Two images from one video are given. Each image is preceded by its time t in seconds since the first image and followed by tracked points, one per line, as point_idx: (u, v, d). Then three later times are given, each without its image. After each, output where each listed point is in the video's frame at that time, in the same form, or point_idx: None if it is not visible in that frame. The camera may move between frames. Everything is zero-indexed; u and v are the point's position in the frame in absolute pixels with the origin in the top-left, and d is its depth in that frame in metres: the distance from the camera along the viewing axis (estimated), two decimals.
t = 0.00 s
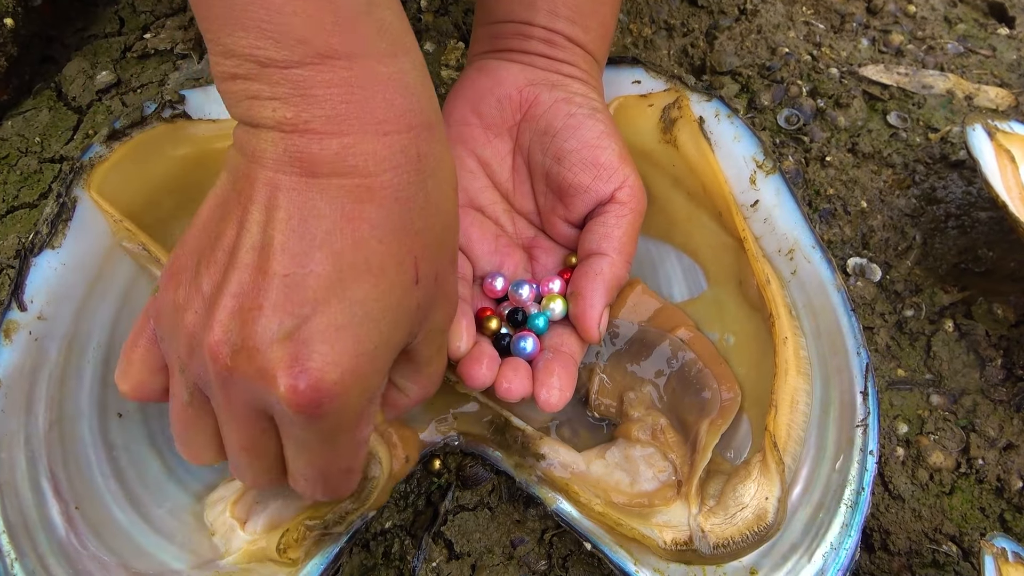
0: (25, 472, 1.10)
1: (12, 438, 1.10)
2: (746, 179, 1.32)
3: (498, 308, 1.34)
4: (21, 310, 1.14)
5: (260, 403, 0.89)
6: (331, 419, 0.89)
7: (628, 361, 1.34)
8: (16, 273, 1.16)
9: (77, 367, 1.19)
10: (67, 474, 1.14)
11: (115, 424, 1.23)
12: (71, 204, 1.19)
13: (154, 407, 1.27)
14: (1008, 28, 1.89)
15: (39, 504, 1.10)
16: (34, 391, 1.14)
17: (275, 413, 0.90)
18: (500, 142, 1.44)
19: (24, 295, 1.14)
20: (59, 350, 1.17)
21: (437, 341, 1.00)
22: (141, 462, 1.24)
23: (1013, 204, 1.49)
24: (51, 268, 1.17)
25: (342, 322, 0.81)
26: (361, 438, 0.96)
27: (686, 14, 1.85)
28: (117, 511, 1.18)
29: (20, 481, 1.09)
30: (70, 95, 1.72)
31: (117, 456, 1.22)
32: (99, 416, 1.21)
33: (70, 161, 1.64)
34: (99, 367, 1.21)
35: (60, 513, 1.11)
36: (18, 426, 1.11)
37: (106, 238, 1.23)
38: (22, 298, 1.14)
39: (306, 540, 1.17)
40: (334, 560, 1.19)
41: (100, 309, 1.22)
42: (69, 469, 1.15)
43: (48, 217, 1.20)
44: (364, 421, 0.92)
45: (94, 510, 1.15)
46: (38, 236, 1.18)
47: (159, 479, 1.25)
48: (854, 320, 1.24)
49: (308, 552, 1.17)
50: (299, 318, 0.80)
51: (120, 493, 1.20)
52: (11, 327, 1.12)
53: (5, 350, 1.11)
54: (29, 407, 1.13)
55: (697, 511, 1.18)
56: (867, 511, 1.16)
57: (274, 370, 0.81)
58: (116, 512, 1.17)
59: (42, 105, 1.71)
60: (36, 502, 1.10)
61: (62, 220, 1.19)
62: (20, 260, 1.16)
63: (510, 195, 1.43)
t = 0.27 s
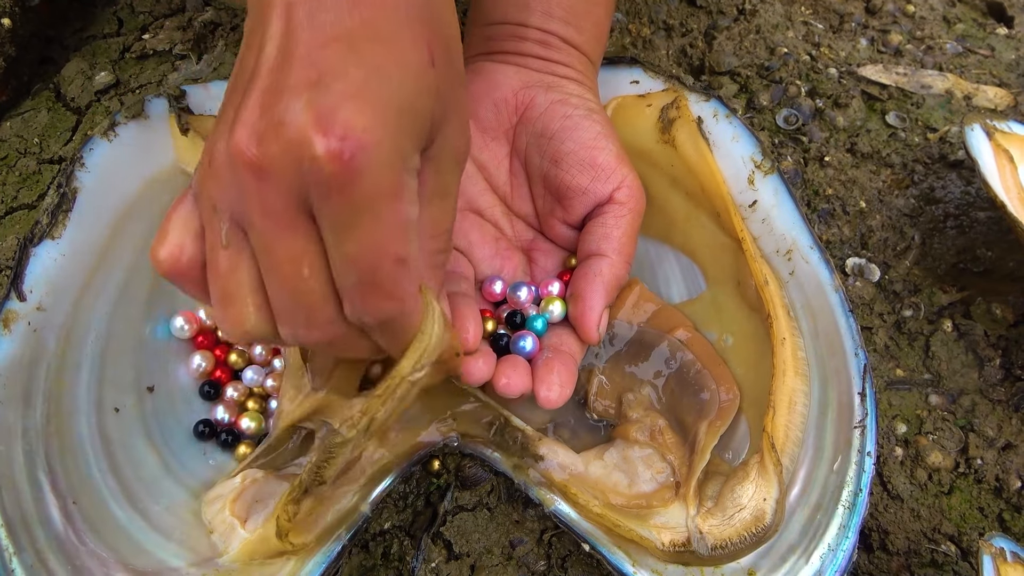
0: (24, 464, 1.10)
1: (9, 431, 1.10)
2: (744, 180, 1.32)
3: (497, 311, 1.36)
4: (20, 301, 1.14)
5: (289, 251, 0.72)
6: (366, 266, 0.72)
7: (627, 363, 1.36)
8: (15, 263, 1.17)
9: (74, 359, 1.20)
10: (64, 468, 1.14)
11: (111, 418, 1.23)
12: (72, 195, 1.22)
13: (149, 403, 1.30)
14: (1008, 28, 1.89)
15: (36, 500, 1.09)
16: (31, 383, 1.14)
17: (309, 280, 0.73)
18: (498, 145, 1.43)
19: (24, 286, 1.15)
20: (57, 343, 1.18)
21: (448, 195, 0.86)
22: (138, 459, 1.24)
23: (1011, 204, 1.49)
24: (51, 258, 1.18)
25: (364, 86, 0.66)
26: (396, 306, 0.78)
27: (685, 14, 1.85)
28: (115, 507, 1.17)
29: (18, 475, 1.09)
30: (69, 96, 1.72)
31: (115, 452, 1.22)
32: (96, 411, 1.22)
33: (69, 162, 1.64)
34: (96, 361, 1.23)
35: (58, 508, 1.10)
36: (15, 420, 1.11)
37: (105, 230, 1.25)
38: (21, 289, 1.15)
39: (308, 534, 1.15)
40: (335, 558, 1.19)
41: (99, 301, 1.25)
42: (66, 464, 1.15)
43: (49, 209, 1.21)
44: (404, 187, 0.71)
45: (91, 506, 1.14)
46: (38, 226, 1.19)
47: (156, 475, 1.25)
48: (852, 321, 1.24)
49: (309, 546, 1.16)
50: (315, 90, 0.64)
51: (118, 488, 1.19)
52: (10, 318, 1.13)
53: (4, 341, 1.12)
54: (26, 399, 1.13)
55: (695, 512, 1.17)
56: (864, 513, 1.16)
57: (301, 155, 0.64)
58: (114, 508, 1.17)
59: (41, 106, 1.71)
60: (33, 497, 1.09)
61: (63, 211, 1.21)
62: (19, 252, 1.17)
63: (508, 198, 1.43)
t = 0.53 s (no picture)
0: (23, 452, 1.09)
1: (8, 419, 1.09)
2: (744, 180, 1.33)
3: (500, 314, 1.36)
4: (21, 288, 1.13)
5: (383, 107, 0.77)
6: (455, 116, 0.77)
7: (628, 364, 1.37)
8: (17, 251, 1.16)
9: (74, 349, 1.20)
10: (62, 457, 1.14)
11: (110, 410, 1.24)
12: (74, 182, 1.21)
13: (147, 395, 1.30)
14: (1006, 28, 1.89)
15: (34, 489, 1.08)
16: (32, 372, 1.13)
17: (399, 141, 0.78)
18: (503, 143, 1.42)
19: (25, 273, 1.14)
20: (57, 332, 1.17)
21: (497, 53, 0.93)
22: (136, 450, 1.24)
23: (1011, 203, 1.49)
24: (54, 247, 1.17)
25: None
26: (475, 152, 0.82)
27: (684, 13, 1.85)
28: (111, 498, 1.17)
29: (16, 461, 1.07)
30: (68, 96, 1.72)
31: (113, 443, 1.22)
32: (95, 402, 1.22)
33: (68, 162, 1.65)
34: (94, 350, 1.24)
35: (56, 500, 1.09)
36: (16, 409, 1.10)
37: (108, 219, 1.26)
38: (23, 276, 1.14)
39: (311, 524, 1.15)
40: (334, 555, 1.18)
41: (99, 291, 1.25)
42: (64, 452, 1.14)
43: (51, 195, 1.21)
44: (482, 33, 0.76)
45: (89, 499, 1.14)
46: (39, 214, 1.18)
47: (155, 469, 1.24)
48: (851, 322, 1.24)
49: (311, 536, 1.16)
50: None
51: (116, 479, 1.19)
52: (11, 304, 1.12)
53: (5, 327, 1.10)
54: (27, 386, 1.12)
55: (693, 512, 1.17)
56: (862, 514, 1.16)
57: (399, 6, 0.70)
58: (111, 499, 1.16)
59: (41, 106, 1.71)
60: (32, 486, 1.08)
61: (65, 199, 1.20)
62: (20, 237, 1.16)
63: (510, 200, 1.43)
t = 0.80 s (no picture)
0: (20, 464, 1.09)
1: (6, 430, 1.09)
2: (741, 176, 1.32)
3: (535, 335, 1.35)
4: (19, 300, 1.12)
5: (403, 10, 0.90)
6: (473, 9, 0.91)
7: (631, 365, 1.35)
8: (14, 263, 1.15)
9: (73, 358, 1.19)
10: (61, 466, 1.13)
11: (110, 417, 1.23)
12: (71, 194, 1.20)
13: (147, 402, 1.29)
14: (1005, 27, 1.89)
15: (33, 498, 1.08)
16: (30, 382, 1.13)
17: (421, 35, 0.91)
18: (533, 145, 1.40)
19: (23, 286, 1.13)
20: (56, 341, 1.17)
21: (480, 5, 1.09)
22: (136, 456, 1.23)
23: (1010, 202, 1.49)
24: (51, 258, 1.16)
25: None
26: (497, 42, 0.95)
27: (683, 13, 1.85)
28: (111, 505, 1.16)
29: (15, 471, 1.08)
30: (65, 96, 1.72)
31: (112, 450, 1.21)
32: (95, 410, 1.21)
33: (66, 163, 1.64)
34: (94, 359, 1.22)
35: (55, 509, 1.10)
36: (14, 420, 1.10)
37: (105, 229, 1.24)
38: (20, 288, 1.13)
39: (307, 527, 1.16)
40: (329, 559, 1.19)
41: (98, 299, 1.24)
42: (64, 461, 1.14)
43: (49, 209, 1.20)
44: None
45: (90, 506, 1.13)
46: (37, 225, 1.18)
47: (155, 475, 1.24)
48: (849, 320, 1.24)
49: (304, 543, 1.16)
50: None
51: (115, 486, 1.18)
52: (8, 317, 1.11)
53: (3, 339, 1.10)
54: (25, 396, 1.12)
55: (689, 514, 1.17)
56: (858, 515, 1.16)
57: None
58: (111, 506, 1.16)
59: (38, 107, 1.71)
60: (31, 495, 1.08)
61: (63, 210, 1.19)
62: (19, 249, 1.15)
63: (544, 209, 1.41)
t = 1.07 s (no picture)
0: (19, 463, 1.07)
1: (6, 428, 1.07)
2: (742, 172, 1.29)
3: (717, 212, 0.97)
4: (18, 299, 1.11)
5: None
6: None
7: (628, 359, 1.35)
8: (14, 262, 1.13)
9: (74, 356, 1.17)
10: (61, 465, 1.11)
11: (110, 416, 1.21)
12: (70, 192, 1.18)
13: (146, 401, 1.28)
14: (1007, 25, 1.87)
15: (32, 497, 1.06)
16: (30, 380, 1.11)
17: None
18: (695, 4, 1.18)
19: (22, 284, 1.11)
20: (56, 340, 1.14)
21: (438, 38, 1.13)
22: (136, 455, 1.22)
23: (1011, 199, 1.49)
24: (51, 257, 1.14)
25: None
26: None
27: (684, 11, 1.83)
28: (111, 504, 1.15)
29: (15, 471, 1.06)
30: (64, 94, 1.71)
31: (113, 449, 1.19)
32: (95, 408, 1.19)
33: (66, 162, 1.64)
34: (95, 358, 1.20)
35: (55, 508, 1.08)
36: (13, 418, 1.08)
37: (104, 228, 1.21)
38: (20, 287, 1.11)
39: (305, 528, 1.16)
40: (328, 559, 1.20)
41: (99, 297, 1.21)
42: (64, 459, 1.12)
43: (48, 206, 1.18)
44: None
45: (89, 505, 1.12)
46: (37, 224, 1.16)
47: (155, 474, 1.22)
48: (850, 318, 1.23)
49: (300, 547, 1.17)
50: None
51: (115, 484, 1.16)
52: (8, 315, 1.10)
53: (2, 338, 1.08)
54: (26, 395, 1.10)
55: (690, 512, 1.16)
56: (859, 515, 1.16)
57: None
58: (111, 505, 1.14)
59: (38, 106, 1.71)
60: (30, 493, 1.06)
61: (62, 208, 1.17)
62: (18, 248, 1.14)
63: (707, 70, 1.17)
